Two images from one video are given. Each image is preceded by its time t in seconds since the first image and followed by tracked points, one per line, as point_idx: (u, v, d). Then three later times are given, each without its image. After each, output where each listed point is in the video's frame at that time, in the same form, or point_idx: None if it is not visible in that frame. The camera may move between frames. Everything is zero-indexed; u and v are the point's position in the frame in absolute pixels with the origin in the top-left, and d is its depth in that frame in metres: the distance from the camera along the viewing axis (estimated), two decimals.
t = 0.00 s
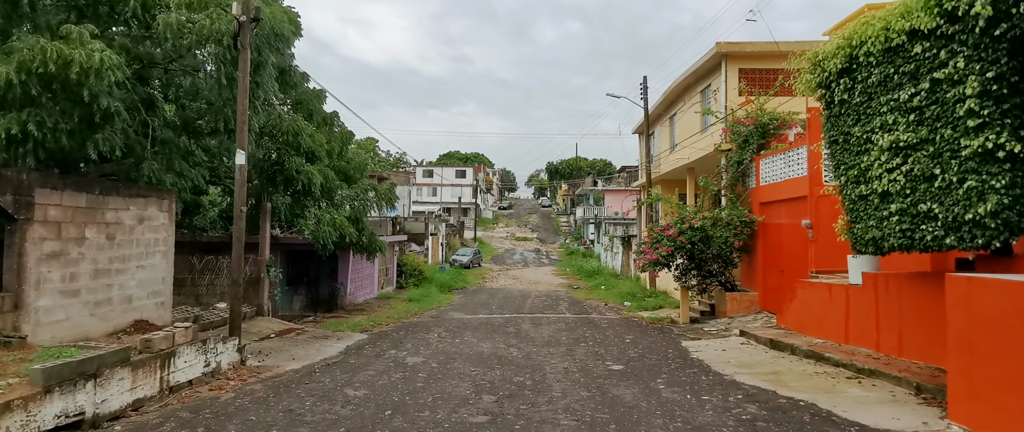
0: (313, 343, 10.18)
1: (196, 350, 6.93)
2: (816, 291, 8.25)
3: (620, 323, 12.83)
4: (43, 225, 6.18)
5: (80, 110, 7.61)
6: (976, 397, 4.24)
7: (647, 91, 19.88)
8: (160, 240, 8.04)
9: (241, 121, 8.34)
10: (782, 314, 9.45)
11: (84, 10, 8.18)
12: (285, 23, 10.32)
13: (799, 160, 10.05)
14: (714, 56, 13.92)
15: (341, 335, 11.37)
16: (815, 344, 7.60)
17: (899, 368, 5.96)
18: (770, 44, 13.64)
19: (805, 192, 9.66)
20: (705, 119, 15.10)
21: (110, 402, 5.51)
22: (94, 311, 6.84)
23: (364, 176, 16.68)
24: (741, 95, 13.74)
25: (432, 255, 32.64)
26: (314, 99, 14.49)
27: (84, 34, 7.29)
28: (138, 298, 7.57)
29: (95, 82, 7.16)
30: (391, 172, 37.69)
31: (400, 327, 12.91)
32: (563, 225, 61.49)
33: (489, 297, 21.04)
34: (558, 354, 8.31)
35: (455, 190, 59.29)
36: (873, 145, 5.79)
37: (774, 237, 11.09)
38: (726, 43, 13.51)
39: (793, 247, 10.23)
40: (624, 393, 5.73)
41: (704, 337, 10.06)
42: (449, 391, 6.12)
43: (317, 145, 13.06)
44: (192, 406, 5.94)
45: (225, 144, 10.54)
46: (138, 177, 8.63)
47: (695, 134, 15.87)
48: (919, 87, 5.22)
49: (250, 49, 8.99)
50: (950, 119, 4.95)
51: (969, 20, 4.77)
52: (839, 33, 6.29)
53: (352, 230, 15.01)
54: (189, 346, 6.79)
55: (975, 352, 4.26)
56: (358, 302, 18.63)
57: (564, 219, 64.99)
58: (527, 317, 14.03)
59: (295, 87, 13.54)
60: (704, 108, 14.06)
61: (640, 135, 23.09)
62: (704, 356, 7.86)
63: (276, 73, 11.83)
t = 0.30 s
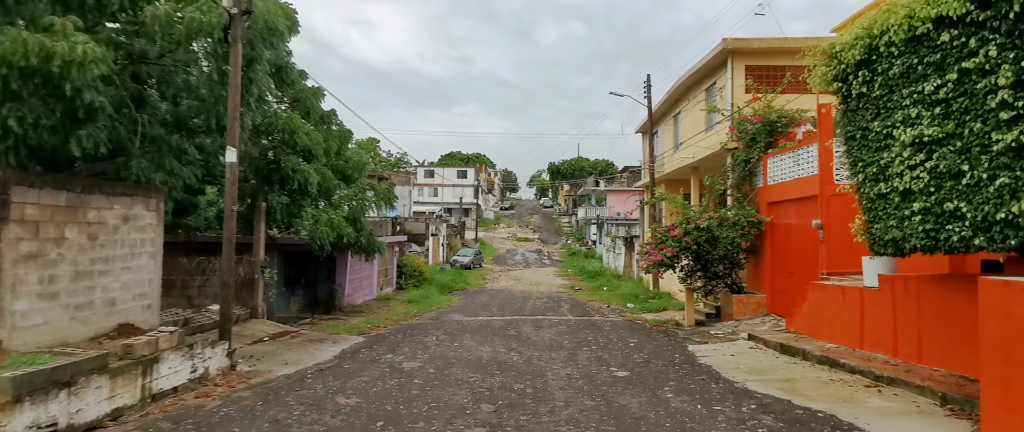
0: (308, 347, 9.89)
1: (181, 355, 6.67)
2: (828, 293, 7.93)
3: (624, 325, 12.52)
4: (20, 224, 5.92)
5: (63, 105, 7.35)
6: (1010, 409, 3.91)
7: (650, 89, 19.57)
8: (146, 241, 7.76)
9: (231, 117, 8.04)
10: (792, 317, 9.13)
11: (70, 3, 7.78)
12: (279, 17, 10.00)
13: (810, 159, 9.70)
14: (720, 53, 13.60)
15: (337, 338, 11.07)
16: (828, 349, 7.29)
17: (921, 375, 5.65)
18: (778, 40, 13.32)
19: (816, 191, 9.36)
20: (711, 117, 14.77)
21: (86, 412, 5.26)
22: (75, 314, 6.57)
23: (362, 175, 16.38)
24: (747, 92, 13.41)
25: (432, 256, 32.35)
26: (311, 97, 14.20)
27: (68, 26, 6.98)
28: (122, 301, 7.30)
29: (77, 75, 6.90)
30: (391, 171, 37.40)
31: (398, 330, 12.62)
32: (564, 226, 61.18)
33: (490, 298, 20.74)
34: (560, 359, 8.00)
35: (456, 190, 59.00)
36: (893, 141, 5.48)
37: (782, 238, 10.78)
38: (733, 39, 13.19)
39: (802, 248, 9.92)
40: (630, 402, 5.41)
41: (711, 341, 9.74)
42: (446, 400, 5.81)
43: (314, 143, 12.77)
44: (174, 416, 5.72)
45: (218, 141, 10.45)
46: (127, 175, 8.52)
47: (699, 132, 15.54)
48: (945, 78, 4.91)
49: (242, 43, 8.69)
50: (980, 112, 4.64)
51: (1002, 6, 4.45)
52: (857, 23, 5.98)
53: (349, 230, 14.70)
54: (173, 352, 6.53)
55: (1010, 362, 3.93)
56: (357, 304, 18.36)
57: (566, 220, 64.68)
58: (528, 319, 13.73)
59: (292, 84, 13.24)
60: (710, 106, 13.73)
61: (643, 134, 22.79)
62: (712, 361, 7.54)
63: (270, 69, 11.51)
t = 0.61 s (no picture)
0: (302, 346, 9.62)
1: (165, 355, 6.43)
2: (838, 291, 7.66)
3: (626, 324, 12.26)
4: None
5: (46, 95, 7.12)
6: None
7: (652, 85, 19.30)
8: (132, 237, 7.58)
9: (221, 108, 7.77)
10: (800, 316, 8.85)
11: None
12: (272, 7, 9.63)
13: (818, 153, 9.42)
14: (724, 47, 13.32)
15: (333, 338, 10.80)
16: (839, 348, 7.02)
17: (941, 376, 5.38)
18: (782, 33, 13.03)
19: (824, 186, 9.08)
20: (714, 112, 14.48)
21: (63, 414, 5.03)
22: (55, 312, 6.39)
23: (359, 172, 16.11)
24: (752, 86, 13.12)
25: (431, 255, 32.09)
26: (306, 92, 13.94)
27: (51, 13, 6.73)
28: (105, 298, 7.10)
29: (60, 64, 6.64)
30: (390, 170, 37.12)
31: (396, 329, 12.36)
32: (565, 225, 60.94)
33: (490, 297, 20.48)
34: (561, 359, 7.73)
35: (456, 189, 58.73)
36: (912, 129, 5.21)
37: (789, 235, 10.50)
38: (737, 33, 12.90)
39: (810, 245, 9.64)
40: (636, 404, 5.14)
41: (717, 340, 9.47)
42: (442, 402, 5.54)
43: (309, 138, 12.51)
44: (156, 420, 5.49)
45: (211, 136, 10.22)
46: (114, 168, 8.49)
47: (703, 128, 15.27)
48: (970, 61, 4.65)
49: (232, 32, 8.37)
50: (1008, 96, 4.38)
51: None
52: (872, 6, 5.71)
53: (346, 228, 14.45)
54: (157, 351, 6.30)
55: None
56: (355, 303, 18.13)
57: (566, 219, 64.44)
58: (528, 318, 13.47)
59: (287, 78, 12.97)
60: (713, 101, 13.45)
61: (645, 131, 22.50)
62: (719, 362, 7.27)
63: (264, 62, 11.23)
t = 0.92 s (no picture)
0: (289, 348, 9.27)
1: (140, 358, 6.08)
2: (848, 290, 7.34)
3: (626, 325, 11.94)
4: None
5: (17, 85, 6.79)
6: None
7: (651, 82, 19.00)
8: (109, 233, 7.22)
9: (203, 99, 7.42)
10: (806, 316, 8.53)
11: None
12: None
13: (825, 147, 9.11)
14: (726, 41, 13.02)
15: (323, 339, 10.46)
16: (850, 350, 6.70)
17: (963, 380, 5.06)
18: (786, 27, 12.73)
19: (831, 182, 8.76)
20: (715, 107, 14.18)
21: (26, 421, 4.69)
22: (24, 313, 6.06)
23: (353, 170, 15.76)
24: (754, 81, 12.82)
25: (428, 256, 31.73)
26: (297, 86, 13.58)
27: None
28: (79, 298, 6.75)
29: (32, 52, 6.32)
30: (387, 170, 36.78)
31: (389, 330, 12.01)
32: (563, 225, 60.64)
33: (486, 298, 20.12)
34: (559, 362, 7.40)
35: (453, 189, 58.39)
36: (932, 117, 4.88)
37: (793, 233, 10.19)
38: (739, 26, 12.61)
39: (816, 243, 9.32)
40: (638, 411, 4.81)
41: (720, 341, 9.16)
42: (432, 408, 5.20)
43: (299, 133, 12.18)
44: (126, 428, 5.16)
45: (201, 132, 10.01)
46: (93, 162, 8.08)
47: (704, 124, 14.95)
48: (995, 43, 4.33)
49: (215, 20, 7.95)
50: None
51: None
52: None
53: (338, 226, 14.11)
54: (131, 354, 5.96)
55: None
56: (349, 303, 17.82)
57: (564, 219, 64.15)
58: (525, 319, 13.13)
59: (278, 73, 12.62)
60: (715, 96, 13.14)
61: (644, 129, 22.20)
62: (724, 364, 6.94)
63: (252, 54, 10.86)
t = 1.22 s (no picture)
0: (277, 355, 8.91)
1: (112, 370, 5.72)
2: (861, 297, 7.00)
3: (626, 331, 11.60)
4: None
5: None
6: None
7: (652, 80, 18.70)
8: (86, 237, 6.86)
9: (184, 95, 7.06)
10: (814, 323, 8.19)
11: None
12: None
13: (833, 147, 8.78)
14: (729, 38, 12.70)
15: (313, 345, 10.10)
16: (864, 361, 6.37)
17: (991, 396, 4.72)
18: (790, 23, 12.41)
19: (840, 183, 8.44)
20: (717, 107, 13.87)
21: None
22: None
23: (346, 170, 15.42)
24: (758, 80, 12.50)
25: (425, 257, 31.37)
26: (289, 84, 13.24)
27: None
28: (52, 305, 6.38)
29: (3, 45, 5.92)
30: (383, 170, 36.41)
31: (382, 335, 11.66)
32: (562, 226, 60.33)
33: (484, 301, 19.77)
34: (557, 372, 7.05)
35: (451, 190, 58.08)
36: (958, 113, 4.54)
37: (800, 236, 9.86)
38: (742, 23, 12.28)
39: (824, 246, 8.99)
40: (642, 430, 4.46)
41: (724, 348, 8.83)
42: (421, 425, 4.85)
43: (290, 132, 11.83)
44: None
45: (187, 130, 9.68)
46: (71, 162, 7.78)
47: (706, 124, 14.64)
48: None
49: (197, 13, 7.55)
50: None
51: None
52: None
53: (332, 228, 13.76)
54: (103, 365, 5.61)
55: None
56: (343, 306, 17.51)
57: (563, 220, 63.81)
58: (523, 323, 12.79)
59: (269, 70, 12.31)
60: (717, 95, 12.82)
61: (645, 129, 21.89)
62: (731, 375, 6.59)
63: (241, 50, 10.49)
